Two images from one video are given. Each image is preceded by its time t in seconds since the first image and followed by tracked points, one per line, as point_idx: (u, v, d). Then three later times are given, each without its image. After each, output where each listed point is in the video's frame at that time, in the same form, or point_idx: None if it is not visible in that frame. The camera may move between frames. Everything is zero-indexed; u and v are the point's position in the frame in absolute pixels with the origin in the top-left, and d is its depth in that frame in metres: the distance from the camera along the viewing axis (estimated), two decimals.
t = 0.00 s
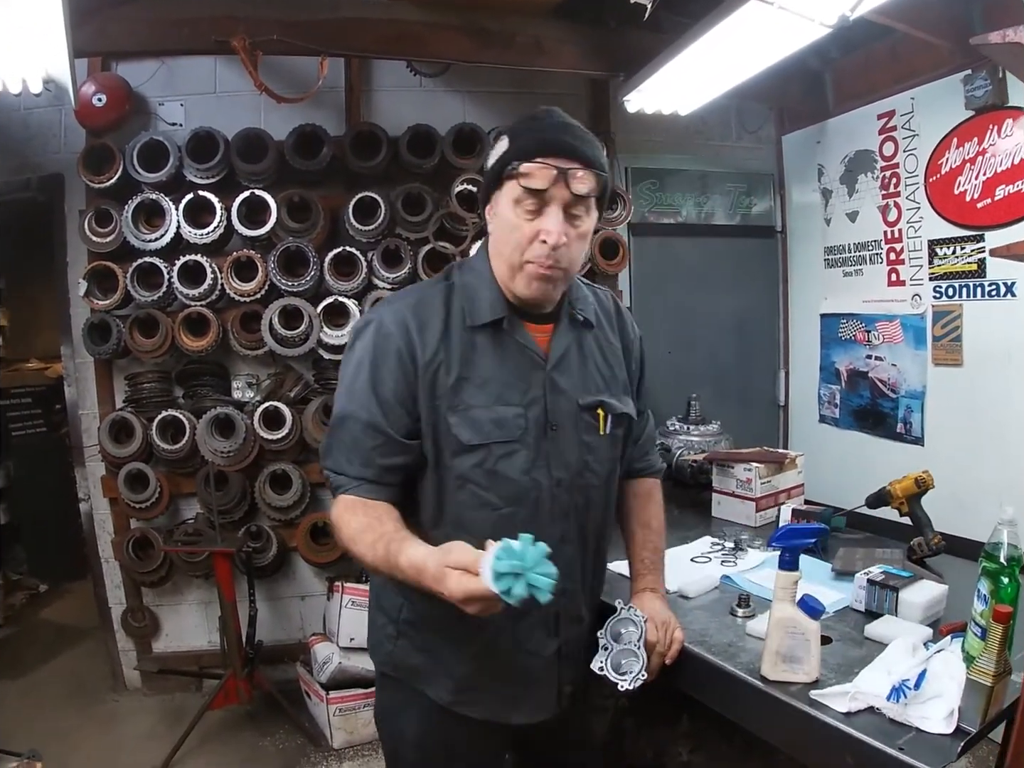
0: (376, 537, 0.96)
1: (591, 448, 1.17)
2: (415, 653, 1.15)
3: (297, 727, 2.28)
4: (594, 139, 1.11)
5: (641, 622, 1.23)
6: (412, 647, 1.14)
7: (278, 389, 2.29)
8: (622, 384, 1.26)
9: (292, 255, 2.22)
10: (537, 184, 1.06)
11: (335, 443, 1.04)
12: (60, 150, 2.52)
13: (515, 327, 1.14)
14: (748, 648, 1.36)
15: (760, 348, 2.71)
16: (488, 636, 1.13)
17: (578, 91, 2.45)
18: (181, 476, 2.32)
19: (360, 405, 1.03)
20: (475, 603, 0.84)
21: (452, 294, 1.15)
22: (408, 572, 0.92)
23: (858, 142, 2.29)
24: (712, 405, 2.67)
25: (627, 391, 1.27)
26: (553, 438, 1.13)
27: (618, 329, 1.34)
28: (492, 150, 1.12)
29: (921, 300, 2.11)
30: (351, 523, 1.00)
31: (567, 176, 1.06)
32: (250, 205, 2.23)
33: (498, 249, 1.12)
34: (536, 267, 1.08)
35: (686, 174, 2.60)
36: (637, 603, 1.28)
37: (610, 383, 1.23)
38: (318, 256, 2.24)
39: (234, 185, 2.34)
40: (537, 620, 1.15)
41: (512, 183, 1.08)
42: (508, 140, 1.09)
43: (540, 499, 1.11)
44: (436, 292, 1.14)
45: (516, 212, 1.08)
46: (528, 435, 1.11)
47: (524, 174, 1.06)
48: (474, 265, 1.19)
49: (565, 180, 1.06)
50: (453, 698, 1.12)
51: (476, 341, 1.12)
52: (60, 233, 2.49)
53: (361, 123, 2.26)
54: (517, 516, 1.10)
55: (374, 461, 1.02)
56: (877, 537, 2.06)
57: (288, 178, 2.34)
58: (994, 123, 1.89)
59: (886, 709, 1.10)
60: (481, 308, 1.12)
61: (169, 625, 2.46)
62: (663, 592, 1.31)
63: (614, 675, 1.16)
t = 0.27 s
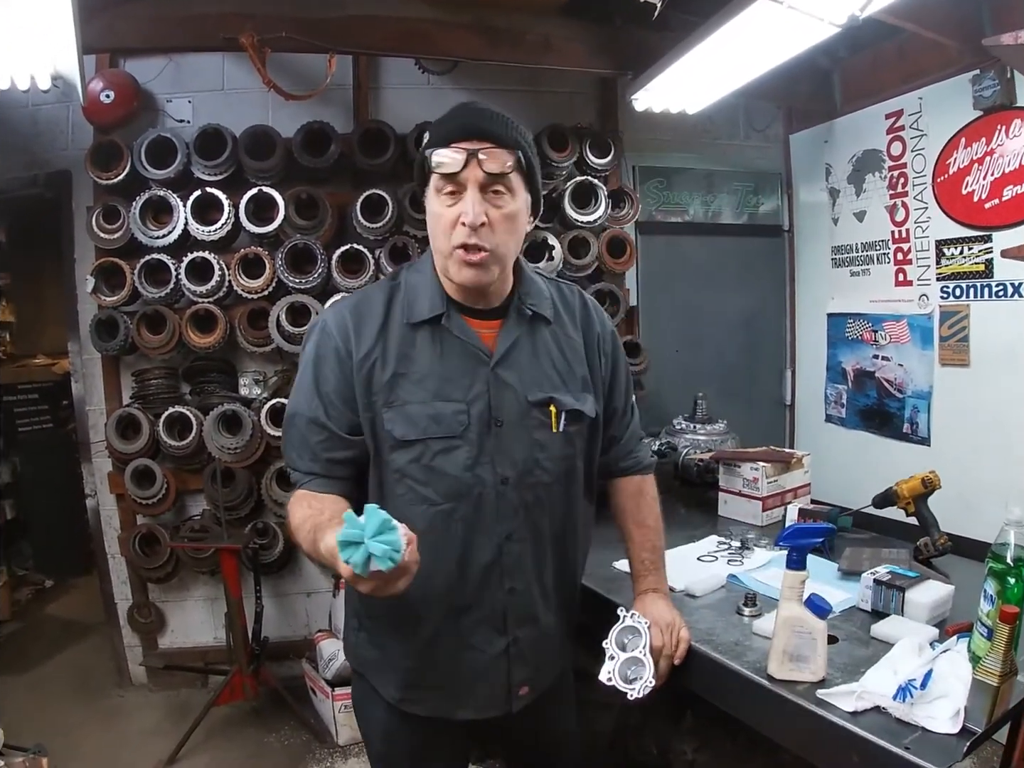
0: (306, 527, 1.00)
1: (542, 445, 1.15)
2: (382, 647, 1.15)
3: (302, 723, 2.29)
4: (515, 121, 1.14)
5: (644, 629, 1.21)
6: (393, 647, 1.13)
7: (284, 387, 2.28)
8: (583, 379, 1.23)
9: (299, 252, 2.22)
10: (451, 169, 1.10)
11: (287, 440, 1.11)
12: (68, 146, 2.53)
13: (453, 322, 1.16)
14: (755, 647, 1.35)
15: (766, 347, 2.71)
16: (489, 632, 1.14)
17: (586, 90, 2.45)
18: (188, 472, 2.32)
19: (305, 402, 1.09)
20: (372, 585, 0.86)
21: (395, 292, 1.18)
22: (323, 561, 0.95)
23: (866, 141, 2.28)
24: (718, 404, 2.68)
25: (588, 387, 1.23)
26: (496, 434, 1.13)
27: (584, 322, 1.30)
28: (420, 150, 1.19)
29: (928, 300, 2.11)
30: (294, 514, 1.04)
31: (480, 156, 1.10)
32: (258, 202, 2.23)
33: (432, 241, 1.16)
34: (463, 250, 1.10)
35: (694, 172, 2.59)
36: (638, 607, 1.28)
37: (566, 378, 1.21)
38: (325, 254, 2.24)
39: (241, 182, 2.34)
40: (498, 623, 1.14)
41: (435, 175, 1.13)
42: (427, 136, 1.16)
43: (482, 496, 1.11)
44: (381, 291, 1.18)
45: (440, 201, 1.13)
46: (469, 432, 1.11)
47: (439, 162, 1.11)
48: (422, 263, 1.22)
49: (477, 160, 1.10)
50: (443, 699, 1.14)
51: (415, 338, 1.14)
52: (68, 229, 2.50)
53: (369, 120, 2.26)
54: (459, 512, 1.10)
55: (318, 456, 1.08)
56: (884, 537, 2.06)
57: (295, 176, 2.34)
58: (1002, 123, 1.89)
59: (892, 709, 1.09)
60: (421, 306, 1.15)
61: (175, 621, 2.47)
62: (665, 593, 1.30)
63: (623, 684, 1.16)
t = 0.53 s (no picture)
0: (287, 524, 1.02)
1: (531, 445, 1.15)
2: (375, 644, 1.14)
3: (315, 721, 2.30)
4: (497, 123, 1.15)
5: (658, 634, 1.20)
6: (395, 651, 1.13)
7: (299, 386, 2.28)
8: (575, 379, 1.22)
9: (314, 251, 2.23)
10: (433, 172, 1.11)
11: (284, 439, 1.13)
12: (83, 146, 2.54)
13: (441, 323, 1.16)
14: (770, 647, 1.36)
15: (780, 348, 2.70)
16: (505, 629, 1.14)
17: (601, 90, 2.46)
18: (203, 470, 2.33)
19: (297, 402, 1.10)
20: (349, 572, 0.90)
21: (387, 293, 1.19)
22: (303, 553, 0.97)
23: (881, 142, 2.28)
24: (731, 405, 2.68)
25: (580, 387, 1.22)
26: (484, 434, 1.13)
27: (579, 323, 1.30)
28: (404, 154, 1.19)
29: (943, 301, 2.10)
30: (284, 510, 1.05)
31: (462, 158, 1.10)
32: (273, 201, 2.24)
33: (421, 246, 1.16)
34: (449, 253, 1.10)
35: (708, 173, 2.59)
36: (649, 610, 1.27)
37: (557, 378, 1.20)
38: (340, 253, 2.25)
39: (257, 182, 2.35)
40: (485, 622, 1.13)
41: (419, 180, 1.14)
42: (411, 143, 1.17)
43: (471, 496, 1.11)
44: (372, 292, 1.19)
45: (425, 206, 1.14)
46: (458, 431, 1.11)
47: (421, 165, 1.12)
48: (415, 264, 1.23)
49: (458, 162, 1.10)
50: (435, 697, 1.13)
51: (403, 338, 1.15)
52: (83, 228, 2.51)
53: (384, 120, 2.27)
54: (447, 512, 1.10)
55: (311, 454, 1.09)
56: (898, 538, 2.06)
57: (310, 175, 2.35)
58: (1016, 124, 1.88)
59: (906, 710, 1.10)
60: (409, 307, 1.16)
61: (189, 618, 2.48)
62: (677, 594, 1.29)
63: (639, 691, 1.15)
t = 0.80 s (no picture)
0: (334, 510, 0.99)
1: (544, 442, 1.14)
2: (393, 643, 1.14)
3: (329, 719, 2.31)
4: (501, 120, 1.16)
5: (672, 636, 1.20)
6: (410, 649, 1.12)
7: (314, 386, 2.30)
8: (588, 377, 1.22)
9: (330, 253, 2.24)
10: (439, 172, 1.12)
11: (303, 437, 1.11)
12: (99, 147, 2.56)
13: (454, 320, 1.17)
14: (785, 649, 1.36)
15: (793, 349, 2.70)
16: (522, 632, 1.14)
17: (615, 91, 2.46)
18: (218, 470, 2.35)
19: (315, 396, 1.10)
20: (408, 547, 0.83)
21: (400, 291, 1.20)
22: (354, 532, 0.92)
23: (896, 142, 2.27)
24: (745, 406, 2.67)
25: (593, 385, 1.22)
26: (497, 431, 1.13)
27: (591, 322, 1.30)
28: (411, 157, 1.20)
29: (958, 302, 2.10)
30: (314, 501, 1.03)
31: (467, 157, 1.11)
32: (289, 202, 2.25)
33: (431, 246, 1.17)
34: (458, 251, 1.10)
35: (722, 174, 2.59)
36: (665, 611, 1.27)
37: (570, 375, 1.20)
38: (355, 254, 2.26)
39: (272, 183, 2.36)
40: (498, 620, 1.13)
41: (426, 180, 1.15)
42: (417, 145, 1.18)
43: (484, 491, 1.11)
44: (385, 290, 1.20)
45: (433, 206, 1.14)
46: (470, 427, 1.12)
47: (427, 165, 1.12)
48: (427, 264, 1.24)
49: (463, 161, 1.11)
50: (453, 697, 1.13)
51: (417, 334, 1.15)
52: (100, 229, 2.53)
53: (399, 122, 2.27)
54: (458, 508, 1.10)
55: (331, 448, 1.08)
56: (912, 540, 2.05)
57: (325, 176, 2.36)
58: None
59: (920, 712, 1.09)
60: (423, 304, 1.17)
61: (204, 617, 2.49)
62: (693, 595, 1.28)
63: (654, 693, 1.16)
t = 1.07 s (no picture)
0: (384, 491, 0.93)
1: (564, 441, 1.14)
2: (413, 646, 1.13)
3: (335, 723, 2.31)
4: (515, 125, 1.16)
5: (680, 642, 1.19)
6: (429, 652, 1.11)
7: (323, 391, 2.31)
8: (606, 378, 1.22)
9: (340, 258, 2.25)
10: (455, 177, 1.12)
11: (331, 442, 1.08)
12: (110, 152, 2.57)
13: (472, 321, 1.17)
14: (792, 656, 1.36)
15: (802, 354, 2.70)
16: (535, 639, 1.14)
17: (624, 97, 2.47)
18: (227, 474, 2.35)
19: (342, 396, 1.08)
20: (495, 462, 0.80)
21: (418, 294, 1.20)
22: (421, 490, 0.87)
23: (905, 148, 2.27)
24: (753, 412, 2.67)
25: (610, 385, 1.22)
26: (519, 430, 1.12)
27: (607, 325, 1.30)
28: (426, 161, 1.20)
29: (966, 309, 2.09)
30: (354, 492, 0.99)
31: (483, 160, 1.11)
32: (299, 208, 2.26)
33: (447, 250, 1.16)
34: (476, 253, 1.10)
35: (731, 179, 2.59)
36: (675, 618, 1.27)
37: (587, 376, 1.20)
38: (365, 259, 2.27)
39: (282, 188, 2.37)
40: (519, 624, 1.12)
41: (442, 184, 1.15)
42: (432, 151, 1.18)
43: (507, 493, 1.10)
44: (404, 294, 1.20)
45: (449, 209, 1.14)
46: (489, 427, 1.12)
47: (443, 169, 1.12)
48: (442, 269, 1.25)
49: (479, 165, 1.11)
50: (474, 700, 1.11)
51: (438, 334, 1.15)
52: (110, 233, 2.54)
53: (408, 128, 2.28)
54: (482, 506, 1.09)
55: (361, 446, 1.05)
56: (920, 547, 2.05)
57: (336, 181, 2.37)
58: None
59: (927, 719, 1.09)
60: (443, 304, 1.17)
61: (212, 620, 2.50)
62: (701, 602, 1.30)
63: (660, 697, 1.15)
